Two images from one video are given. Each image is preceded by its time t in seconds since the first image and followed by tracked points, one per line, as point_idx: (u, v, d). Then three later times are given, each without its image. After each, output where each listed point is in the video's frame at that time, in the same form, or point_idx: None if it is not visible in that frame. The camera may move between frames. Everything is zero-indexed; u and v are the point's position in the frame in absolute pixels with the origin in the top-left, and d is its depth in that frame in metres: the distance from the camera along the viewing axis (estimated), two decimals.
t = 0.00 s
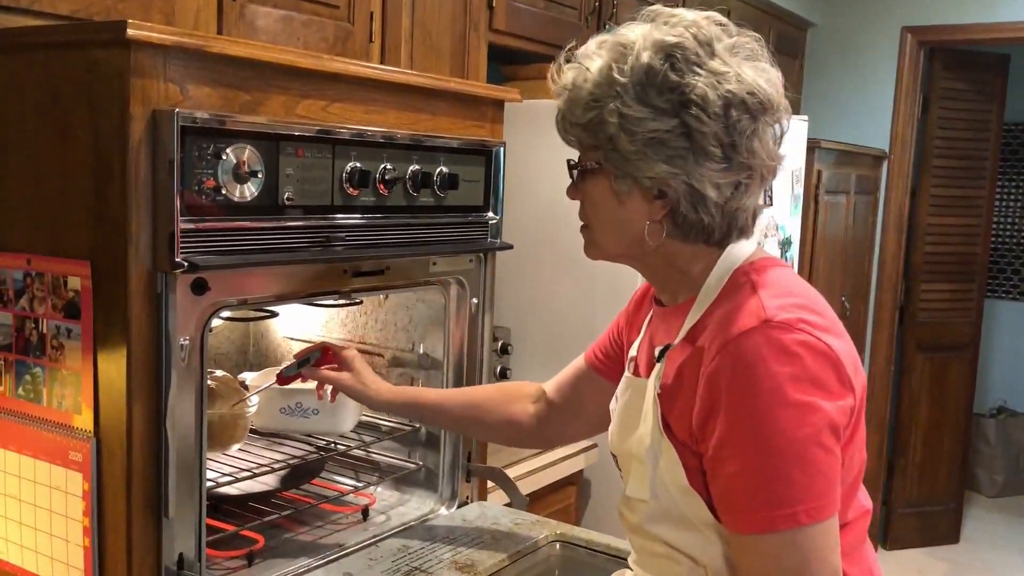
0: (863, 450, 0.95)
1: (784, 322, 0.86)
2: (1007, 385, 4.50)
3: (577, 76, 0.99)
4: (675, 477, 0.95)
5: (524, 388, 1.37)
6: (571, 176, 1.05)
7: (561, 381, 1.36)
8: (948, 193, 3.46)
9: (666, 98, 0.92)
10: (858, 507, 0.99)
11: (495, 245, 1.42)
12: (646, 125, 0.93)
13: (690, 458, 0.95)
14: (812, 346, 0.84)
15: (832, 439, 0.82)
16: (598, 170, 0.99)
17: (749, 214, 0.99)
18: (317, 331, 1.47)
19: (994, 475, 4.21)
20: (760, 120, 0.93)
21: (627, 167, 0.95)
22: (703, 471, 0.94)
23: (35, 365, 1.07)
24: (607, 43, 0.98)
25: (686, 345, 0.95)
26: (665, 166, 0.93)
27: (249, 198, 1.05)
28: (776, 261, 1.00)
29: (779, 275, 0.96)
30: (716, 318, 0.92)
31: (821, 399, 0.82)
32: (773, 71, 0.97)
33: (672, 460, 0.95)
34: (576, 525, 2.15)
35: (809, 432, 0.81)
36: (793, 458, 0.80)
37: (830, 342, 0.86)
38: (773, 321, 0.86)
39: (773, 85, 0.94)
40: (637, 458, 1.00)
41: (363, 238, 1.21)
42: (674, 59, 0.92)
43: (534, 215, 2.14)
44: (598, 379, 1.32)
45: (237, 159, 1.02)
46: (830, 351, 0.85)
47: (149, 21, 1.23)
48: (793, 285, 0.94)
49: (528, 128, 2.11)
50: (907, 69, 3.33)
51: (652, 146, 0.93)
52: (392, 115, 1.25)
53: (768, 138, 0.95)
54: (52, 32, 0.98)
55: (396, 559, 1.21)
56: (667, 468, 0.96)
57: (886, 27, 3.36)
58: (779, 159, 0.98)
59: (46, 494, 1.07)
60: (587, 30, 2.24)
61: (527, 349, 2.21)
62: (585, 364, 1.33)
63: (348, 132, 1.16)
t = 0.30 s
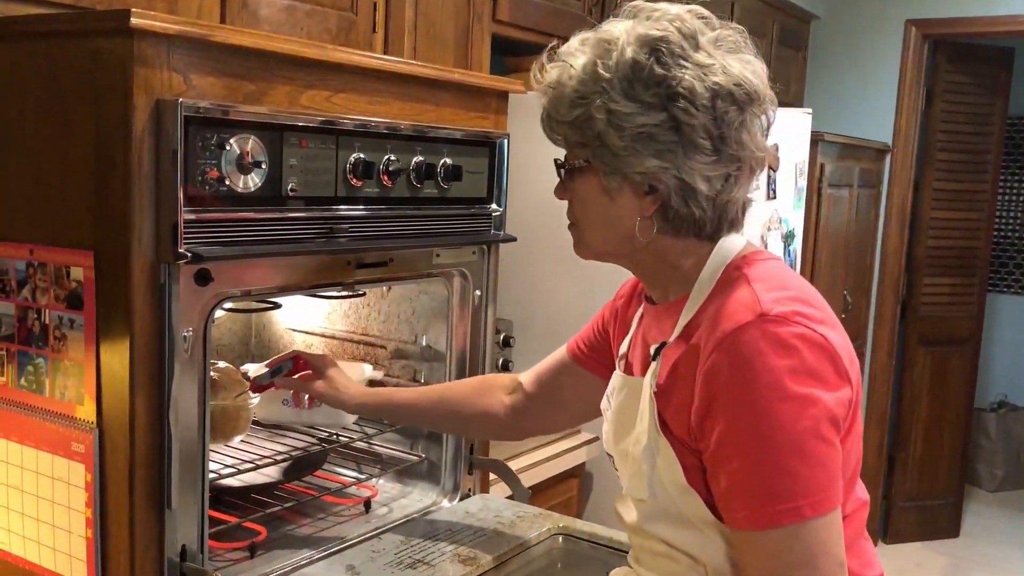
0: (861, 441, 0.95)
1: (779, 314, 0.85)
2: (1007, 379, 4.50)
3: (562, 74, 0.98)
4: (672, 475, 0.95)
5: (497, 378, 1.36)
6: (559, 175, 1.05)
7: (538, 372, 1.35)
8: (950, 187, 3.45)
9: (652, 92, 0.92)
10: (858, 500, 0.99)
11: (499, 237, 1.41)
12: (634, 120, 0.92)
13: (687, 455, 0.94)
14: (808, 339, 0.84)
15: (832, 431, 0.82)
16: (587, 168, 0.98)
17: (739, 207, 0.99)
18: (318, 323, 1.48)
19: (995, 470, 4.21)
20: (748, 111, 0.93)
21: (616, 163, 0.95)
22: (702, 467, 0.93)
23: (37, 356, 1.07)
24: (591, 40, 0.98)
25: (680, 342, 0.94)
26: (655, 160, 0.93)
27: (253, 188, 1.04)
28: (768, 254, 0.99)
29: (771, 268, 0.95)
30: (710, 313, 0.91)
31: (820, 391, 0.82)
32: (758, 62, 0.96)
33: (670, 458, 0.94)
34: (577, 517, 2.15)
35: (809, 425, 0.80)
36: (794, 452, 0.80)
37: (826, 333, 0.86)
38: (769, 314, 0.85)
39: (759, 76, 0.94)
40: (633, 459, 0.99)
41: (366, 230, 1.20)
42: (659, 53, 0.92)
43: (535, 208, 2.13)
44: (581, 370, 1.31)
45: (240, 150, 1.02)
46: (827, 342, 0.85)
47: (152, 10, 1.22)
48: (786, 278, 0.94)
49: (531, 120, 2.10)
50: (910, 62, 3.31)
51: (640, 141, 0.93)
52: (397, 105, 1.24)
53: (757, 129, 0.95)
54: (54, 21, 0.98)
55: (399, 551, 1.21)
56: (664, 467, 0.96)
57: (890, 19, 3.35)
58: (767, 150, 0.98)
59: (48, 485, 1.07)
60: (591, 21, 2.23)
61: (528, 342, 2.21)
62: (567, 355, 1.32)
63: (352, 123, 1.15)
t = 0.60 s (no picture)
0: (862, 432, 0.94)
1: (777, 306, 0.85)
2: (1014, 373, 4.49)
3: (551, 70, 0.97)
4: (674, 472, 0.94)
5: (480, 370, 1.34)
6: (551, 172, 1.04)
7: (527, 363, 1.33)
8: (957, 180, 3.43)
9: (642, 86, 0.91)
10: (860, 492, 0.98)
11: (505, 229, 1.41)
12: (625, 115, 0.91)
13: (687, 450, 0.94)
14: (806, 330, 0.83)
15: (833, 422, 0.81)
16: (580, 164, 0.98)
17: (732, 200, 0.98)
18: (325, 315, 1.49)
19: (1000, 464, 4.21)
20: (740, 104, 0.93)
21: (608, 159, 0.94)
22: (702, 462, 0.93)
23: (45, 347, 1.07)
24: (578, 35, 0.97)
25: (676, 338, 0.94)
26: (647, 155, 0.92)
27: (261, 179, 1.04)
28: (763, 248, 0.99)
29: (767, 260, 0.95)
30: (707, 307, 0.91)
31: (820, 383, 0.82)
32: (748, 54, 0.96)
33: (671, 455, 0.94)
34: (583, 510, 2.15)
35: (809, 418, 0.80)
36: (796, 445, 0.80)
37: (824, 324, 0.85)
38: (767, 307, 0.85)
39: (749, 68, 0.94)
40: (634, 457, 0.99)
41: (373, 221, 1.20)
42: (649, 47, 0.91)
43: (540, 200, 2.13)
44: (573, 363, 1.31)
45: (248, 140, 1.01)
46: (825, 333, 0.84)
47: None
48: (783, 270, 0.93)
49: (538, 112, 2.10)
50: (918, 54, 3.30)
51: (632, 136, 0.92)
52: (404, 96, 1.24)
53: (748, 122, 0.94)
54: (62, 11, 0.97)
55: (406, 543, 1.21)
56: (665, 463, 0.95)
57: (899, 11, 3.33)
58: (760, 142, 0.97)
59: (56, 475, 1.07)
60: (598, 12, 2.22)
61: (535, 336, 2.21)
62: (557, 348, 1.32)
63: (360, 113, 1.15)
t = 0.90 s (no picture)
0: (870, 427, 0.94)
1: (783, 301, 0.84)
2: None
3: (549, 67, 0.97)
4: (681, 470, 0.94)
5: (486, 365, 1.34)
6: (550, 169, 1.03)
7: (530, 360, 1.33)
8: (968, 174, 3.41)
9: (642, 81, 0.90)
10: (868, 487, 0.97)
11: (515, 223, 1.41)
12: (625, 110, 0.90)
13: (694, 447, 0.93)
14: (813, 324, 0.83)
15: (841, 417, 0.81)
16: (580, 161, 0.97)
17: (734, 195, 0.97)
18: (335, 309, 1.49)
19: (1009, 459, 4.19)
20: (740, 97, 0.92)
21: (608, 155, 0.93)
22: (709, 459, 0.93)
23: (57, 340, 1.07)
24: (577, 30, 0.96)
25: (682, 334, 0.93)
26: (648, 150, 0.91)
27: (271, 173, 1.04)
28: (769, 243, 0.98)
29: (773, 255, 0.94)
30: (713, 303, 0.90)
31: (828, 378, 0.81)
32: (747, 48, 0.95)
33: (678, 452, 0.94)
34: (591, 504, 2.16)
35: (817, 413, 0.79)
36: (804, 441, 0.79)
37: (831, 319, 0.85)
38: (773, 302, 0.84)
39: (749, 62, 0.93)
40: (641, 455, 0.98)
41: (383, 215, 1.19)
42: (648, 41, 0.90)
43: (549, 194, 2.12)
44: (575, 359, 1.30)
45: (259, 134, 1.02)
46: (832, 328, 0.84)
47: None
48: (789, 264, 0.92)
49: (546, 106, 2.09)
50: (928, 48, 3.28)
51: (632, 131, 0.91)
52: (414, 90, 1.24)
53: (749, 116, 0.93)
54: (73, 4, 0.97)
55: (416, 537, 1.21)
56: (672, 461, 0.95)
57: (909, 4, 3.31)
58: (761, 136, 0.97)
59: (68, 468, 1.08)
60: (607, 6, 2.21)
61: (544, 330, 2.21)
62: (561, 344, 1.31)
63: (370, 107, 1.15)
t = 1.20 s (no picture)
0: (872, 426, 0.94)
1: (784, 301, 0.84)
2: None
3: (546, 68, 0.97)
4: (682, 469, 0.94)
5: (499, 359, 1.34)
6: (550, 170, 1.03)
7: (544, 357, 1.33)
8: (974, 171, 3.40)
9: (638, 82, 0.90)
10: (871, 484, 0.97)
11: (521, 221, 1.41)
12: (622, 112, 0.90)
13: (696, 447, 0.93)
14: (814, 324, 0.83)
15: (842, 416, 0.81)
16: (577, 162, 0.97)
17: (733, 194, 0.97)
18: (341, 306, 1.48)
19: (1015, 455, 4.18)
20: (737, 97, 0.91)
21: (606, 157, 0.93)
22: (710, 458, 0.93)
23: (67, 337, 1.08)
24: (574, 31, 0.96)
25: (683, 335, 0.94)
26: (644, 152, 0.91)
27: (278, 171, 1.04)
28: (770, 242, 0.98)
29: (774, 255, 0.95)
30: (714, 303, 0.90)
31: (828, 377, 0.81)
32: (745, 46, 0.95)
33: (678, 451, 0.94)
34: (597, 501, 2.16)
35: (818, 413, 0.79)
36: (805, 441, 0.79)
37: (831, 318, 0.85)
38: (773, 302, 0.84)
39: (746, 60, 0.93)
40: (642, 453, 0.99)
41: (389, 213, 1.20)
42: (643, 42, 0.90)
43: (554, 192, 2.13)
44: (583, 356, 1.31)
45: (266, 132, 1.02)
46: (832, 328, 0.84)
47: None
48: (790, 264, 0.92)
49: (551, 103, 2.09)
50: (933, 44, 3.27)
51: (629, 133, 0.91)
52: (420, 88, 1.24)
53: (746, 114, 0.93)
54: (83, 4, 0.98)
55: (424, 532, 1.21)
56: (674, 460, 0.95)
57: (915, 0, 3.30)
58: (760, 134, 0.96)
59: (78, 464, 1.09)
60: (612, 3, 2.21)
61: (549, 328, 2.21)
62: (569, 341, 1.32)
63: (376, 105, 1.15)
